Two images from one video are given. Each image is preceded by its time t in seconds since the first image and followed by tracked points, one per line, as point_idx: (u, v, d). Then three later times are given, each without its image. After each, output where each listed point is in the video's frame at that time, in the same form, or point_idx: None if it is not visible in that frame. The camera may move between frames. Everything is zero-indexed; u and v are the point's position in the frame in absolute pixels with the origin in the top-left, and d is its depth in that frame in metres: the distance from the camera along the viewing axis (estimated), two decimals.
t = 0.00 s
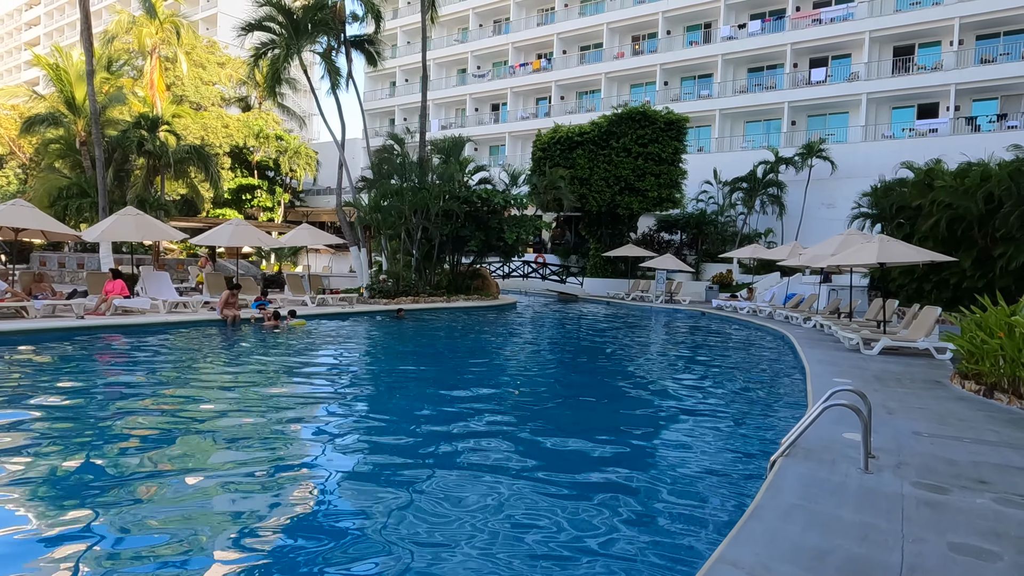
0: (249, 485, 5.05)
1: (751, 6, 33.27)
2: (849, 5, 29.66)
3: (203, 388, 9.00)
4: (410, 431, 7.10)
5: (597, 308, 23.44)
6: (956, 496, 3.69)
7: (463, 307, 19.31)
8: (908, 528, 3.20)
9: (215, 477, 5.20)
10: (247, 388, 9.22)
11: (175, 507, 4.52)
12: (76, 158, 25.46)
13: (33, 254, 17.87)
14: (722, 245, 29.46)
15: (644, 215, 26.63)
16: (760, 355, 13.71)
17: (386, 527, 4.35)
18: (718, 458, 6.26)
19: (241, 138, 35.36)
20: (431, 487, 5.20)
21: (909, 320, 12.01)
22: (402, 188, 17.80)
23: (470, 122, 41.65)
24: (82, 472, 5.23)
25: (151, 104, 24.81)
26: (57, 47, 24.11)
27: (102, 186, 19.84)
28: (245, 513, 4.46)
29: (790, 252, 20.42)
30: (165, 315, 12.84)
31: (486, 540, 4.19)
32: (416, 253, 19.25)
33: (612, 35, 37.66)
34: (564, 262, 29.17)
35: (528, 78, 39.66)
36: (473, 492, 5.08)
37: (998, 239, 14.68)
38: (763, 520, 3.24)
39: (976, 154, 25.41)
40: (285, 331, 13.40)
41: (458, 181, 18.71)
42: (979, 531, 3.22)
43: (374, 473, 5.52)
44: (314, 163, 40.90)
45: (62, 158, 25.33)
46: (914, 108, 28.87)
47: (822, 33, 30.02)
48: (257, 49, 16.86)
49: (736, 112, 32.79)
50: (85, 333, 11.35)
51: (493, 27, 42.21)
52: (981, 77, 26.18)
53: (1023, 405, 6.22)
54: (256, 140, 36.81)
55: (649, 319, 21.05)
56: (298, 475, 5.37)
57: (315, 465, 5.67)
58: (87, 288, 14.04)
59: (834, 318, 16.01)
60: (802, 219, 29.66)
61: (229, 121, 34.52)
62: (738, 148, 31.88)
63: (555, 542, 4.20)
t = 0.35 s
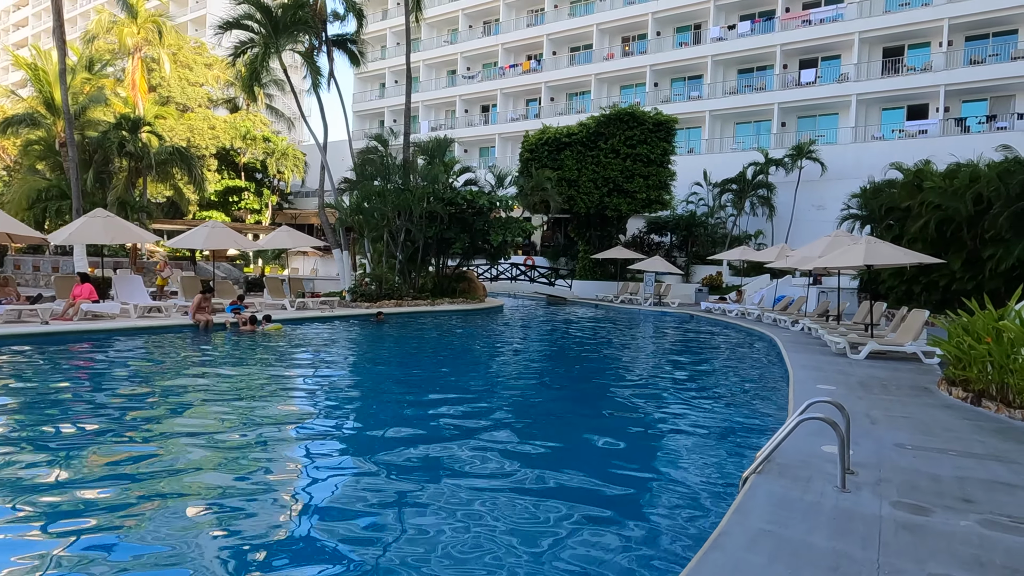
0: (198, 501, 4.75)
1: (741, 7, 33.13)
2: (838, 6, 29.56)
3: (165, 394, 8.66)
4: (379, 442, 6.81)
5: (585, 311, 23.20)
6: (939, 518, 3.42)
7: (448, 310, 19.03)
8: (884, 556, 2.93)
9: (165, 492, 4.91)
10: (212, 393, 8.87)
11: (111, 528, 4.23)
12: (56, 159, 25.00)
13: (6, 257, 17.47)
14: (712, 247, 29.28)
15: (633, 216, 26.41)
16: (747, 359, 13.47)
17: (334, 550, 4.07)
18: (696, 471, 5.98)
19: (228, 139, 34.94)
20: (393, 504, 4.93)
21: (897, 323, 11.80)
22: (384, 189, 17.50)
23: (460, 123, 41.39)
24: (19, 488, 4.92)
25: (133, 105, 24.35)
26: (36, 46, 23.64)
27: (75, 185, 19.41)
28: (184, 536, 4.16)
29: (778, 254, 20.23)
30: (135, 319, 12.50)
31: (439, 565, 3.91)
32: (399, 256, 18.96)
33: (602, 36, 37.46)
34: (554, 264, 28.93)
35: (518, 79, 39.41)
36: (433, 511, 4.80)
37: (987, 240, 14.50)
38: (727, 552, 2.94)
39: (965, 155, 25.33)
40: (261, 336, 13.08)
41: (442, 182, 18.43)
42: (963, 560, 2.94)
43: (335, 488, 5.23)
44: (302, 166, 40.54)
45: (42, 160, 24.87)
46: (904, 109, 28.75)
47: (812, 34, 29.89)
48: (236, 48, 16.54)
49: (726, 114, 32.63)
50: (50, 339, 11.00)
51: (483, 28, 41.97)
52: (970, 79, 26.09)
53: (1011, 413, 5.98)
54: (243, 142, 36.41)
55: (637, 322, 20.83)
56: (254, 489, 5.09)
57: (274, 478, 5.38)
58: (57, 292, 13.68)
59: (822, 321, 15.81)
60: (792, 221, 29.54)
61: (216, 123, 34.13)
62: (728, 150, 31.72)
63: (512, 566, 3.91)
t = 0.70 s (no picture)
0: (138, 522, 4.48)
1: (727, 9, 33.05)
2: (824, 8, 29.53)
3: (125, 401, 8.34)
4: (345, 451, 6.53)
5: (571, 313, 22.98)
6: (921, 540, 3.17)
7: (431, 313, 18.76)
8: None
9: (104, 512, 4.62)
10: (173, 399, 8.55)
11: (38, 554, 3.93)
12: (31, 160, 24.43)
13: None
14: (699, 249, 29.15)
15: (619, 218, 26.22)
16: (731, 363, 13.26)
17: None
18: (671, 482, 5.74)
19: (210, 140, 34.41)
20: (348, 523, 4.66)
21: (882, 327, 11.61)
22: (364, 191, 17.18)
23: (446, 124, 41.09)
24: None
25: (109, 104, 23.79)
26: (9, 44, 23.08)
27: (44, 185, 19.01)
28: (117, 563, 3.87)
29: (764, 256, 20.08)
30: (102, 323, 12.14)
31: None
32: (380, 257, 18.66)
33: (589, 37, 37.32)
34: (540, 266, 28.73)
35: (505, 81, 39.20)
36: (388, 529, 4.54)
37: (973, 242, 14.36)
38: None
39: (950, 156, 25.31)
40: (234, 340, 12.75)
41: (423, 183, 18.14)
42: None
43: (289, 504, 4.96)
44: (287, 167, 40.14)
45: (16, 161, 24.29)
46: (890, 111, 28.71)
47: (798, 36, 29.83)
48: (213, 46, 16.18)
49: (713, 115, 32.53)
50: (11, 343, 10.65)
51: (470, 29, 41.73)
52: (955, 81, 26.08)
53: (997, 421, 5.76)
54: (227, 142, 35.92)
55: (623, 325, 20.63)
56: (201, 506, 4.82)
57: (225, 494, 5.11)
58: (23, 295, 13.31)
59: (807, 324, 15.64)
60: (779, 223, 29.49)
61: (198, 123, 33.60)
62: (715, 151, 31.62)
63: None
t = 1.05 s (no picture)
0: (73, 541, 4.23)
1: (721, 9, 32.85)
2: (818, 8, 29.34)
3: (92, 406, 8.05)
4: (313, 457, 6.28)
5: (563, 315, 22.73)
6: (910, 563, 2.90)
7: (419, 315, 18.49)
8: None
9: (50, 532, 4.36)
10: (140, 403, 8.27)
11: None
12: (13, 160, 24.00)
13: None
14: (692, 250, 28.93)
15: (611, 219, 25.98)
16: (722, 365, 13.01)
17: None
18: (651, 490, 5.48)
19: (201, 141, 34.04)
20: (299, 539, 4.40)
21: (874, 328, 11.37)
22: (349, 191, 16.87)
23: (439, 125, 40.82)
24: None
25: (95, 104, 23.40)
26: None
27: (23, 185, 18.71)
28: None
29: (756, 257, 19.87)
30: (76, 326, 11.84)
31: None
32: (368, 259, 18.37)
33: (582, 37, 37.10)
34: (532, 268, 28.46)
35: (498, 81, 38.98)
36: (350, 545, 4.29)
37: (967, 242, 14.14)
38: None
39: (945, 156, 25.12)
40: (213, 342, 12.45)
41: (411, 183, 17.86)
42: None
43: (241, 518, 4.71)
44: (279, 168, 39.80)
45: None
46: (884, 111, 28.53)
47: (792, 36, 29.65)
48: (196, 43, 15.89)
49: (706, 116, 32.33)
50: None
51: (463, 29, 41.49)
52: (950, 80, 25.90)
53: (992, 427, 5.50)
54: (217, 143, 35.57)
55: (615, 326, 20.38)
56: (146, 522, 4.58)
57: (173, 508, 4.86)
58: None
59: (799, 326, 15.40)
60: (773, 224, 29.31)
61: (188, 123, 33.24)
62: (709, 152, 31.40)
63: None
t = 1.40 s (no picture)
0: (17, 557, 3.97)
1: (719, 9, 32.58)
2: (817, 8, 29.04)
3: (61, 414, 7.78)
4: (290, 462, 6.03)
5: (559, 319, 22.45)
6: None
7: (411, 318, 18.21)
8: None
9: None
10: (110, 410, 8.01)
11: None
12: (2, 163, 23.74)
13: None
14: (691, 253, 28.64)
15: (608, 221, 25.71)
16: (718, 370, 12.72)
17: None
18: (637, 496, 5.20)
19: (195, 144, 33.80)
20: (255, 551, 4.15)
21: (873, 332, 11.07)
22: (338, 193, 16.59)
23: (437, 127, 40.56)
24: None
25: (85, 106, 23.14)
26: None
27: (7, 188, 18.46)
28: None
29: (754, 259, 19.58)
30: (54, 332, 11.56)
31: None
32: (359, 262, 18.12)
33: (580, 38, 36.84)
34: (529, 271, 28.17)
35: (495, 83, 38.76)
36: (312, 559, 4.03)
37: (968, 244, 13.85)
38: None
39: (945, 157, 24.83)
40: (196, 348, 12.18)
41: (402, 185, 17.60)
42: None
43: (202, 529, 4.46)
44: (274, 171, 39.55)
45: None
46: (884, 112, 28.26)
47: (790, 37, 29.40)
48: (183, 43, 15.66)
49: (705, 117, 32.07)
50: None
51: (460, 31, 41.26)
52: (949, 80, 25.64)
53: (996, 439, 5.21)
54: (212, 145, 35.31)
55: (612, 330, 20.08)
56: (93, 533, 4.33)
57: (127, 517, 4.61)
58: None
59: (797, 330, 15.10)
60: (772, 225, 29.03)
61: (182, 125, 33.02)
62: (707, 154, 31.12)
63: None
